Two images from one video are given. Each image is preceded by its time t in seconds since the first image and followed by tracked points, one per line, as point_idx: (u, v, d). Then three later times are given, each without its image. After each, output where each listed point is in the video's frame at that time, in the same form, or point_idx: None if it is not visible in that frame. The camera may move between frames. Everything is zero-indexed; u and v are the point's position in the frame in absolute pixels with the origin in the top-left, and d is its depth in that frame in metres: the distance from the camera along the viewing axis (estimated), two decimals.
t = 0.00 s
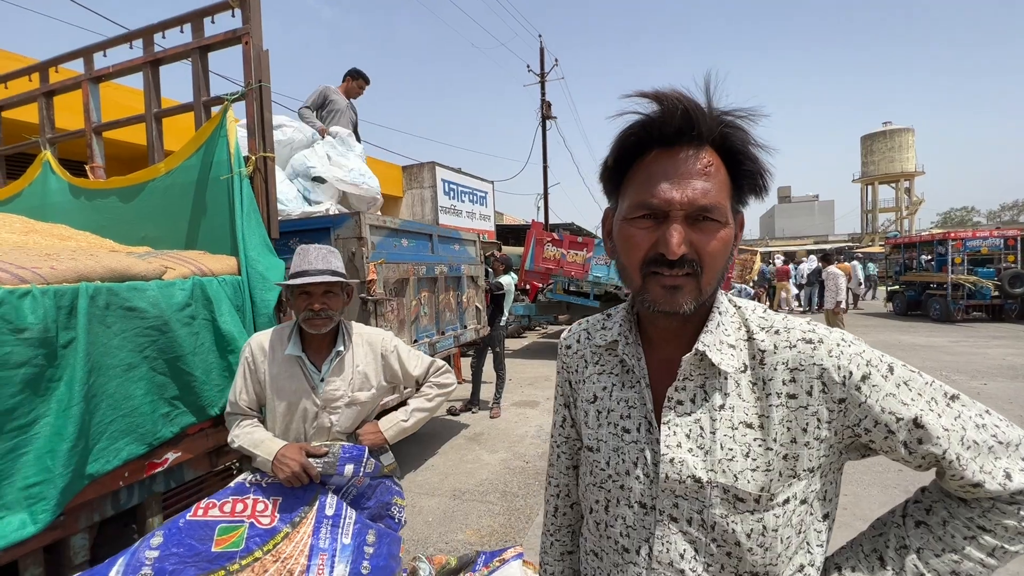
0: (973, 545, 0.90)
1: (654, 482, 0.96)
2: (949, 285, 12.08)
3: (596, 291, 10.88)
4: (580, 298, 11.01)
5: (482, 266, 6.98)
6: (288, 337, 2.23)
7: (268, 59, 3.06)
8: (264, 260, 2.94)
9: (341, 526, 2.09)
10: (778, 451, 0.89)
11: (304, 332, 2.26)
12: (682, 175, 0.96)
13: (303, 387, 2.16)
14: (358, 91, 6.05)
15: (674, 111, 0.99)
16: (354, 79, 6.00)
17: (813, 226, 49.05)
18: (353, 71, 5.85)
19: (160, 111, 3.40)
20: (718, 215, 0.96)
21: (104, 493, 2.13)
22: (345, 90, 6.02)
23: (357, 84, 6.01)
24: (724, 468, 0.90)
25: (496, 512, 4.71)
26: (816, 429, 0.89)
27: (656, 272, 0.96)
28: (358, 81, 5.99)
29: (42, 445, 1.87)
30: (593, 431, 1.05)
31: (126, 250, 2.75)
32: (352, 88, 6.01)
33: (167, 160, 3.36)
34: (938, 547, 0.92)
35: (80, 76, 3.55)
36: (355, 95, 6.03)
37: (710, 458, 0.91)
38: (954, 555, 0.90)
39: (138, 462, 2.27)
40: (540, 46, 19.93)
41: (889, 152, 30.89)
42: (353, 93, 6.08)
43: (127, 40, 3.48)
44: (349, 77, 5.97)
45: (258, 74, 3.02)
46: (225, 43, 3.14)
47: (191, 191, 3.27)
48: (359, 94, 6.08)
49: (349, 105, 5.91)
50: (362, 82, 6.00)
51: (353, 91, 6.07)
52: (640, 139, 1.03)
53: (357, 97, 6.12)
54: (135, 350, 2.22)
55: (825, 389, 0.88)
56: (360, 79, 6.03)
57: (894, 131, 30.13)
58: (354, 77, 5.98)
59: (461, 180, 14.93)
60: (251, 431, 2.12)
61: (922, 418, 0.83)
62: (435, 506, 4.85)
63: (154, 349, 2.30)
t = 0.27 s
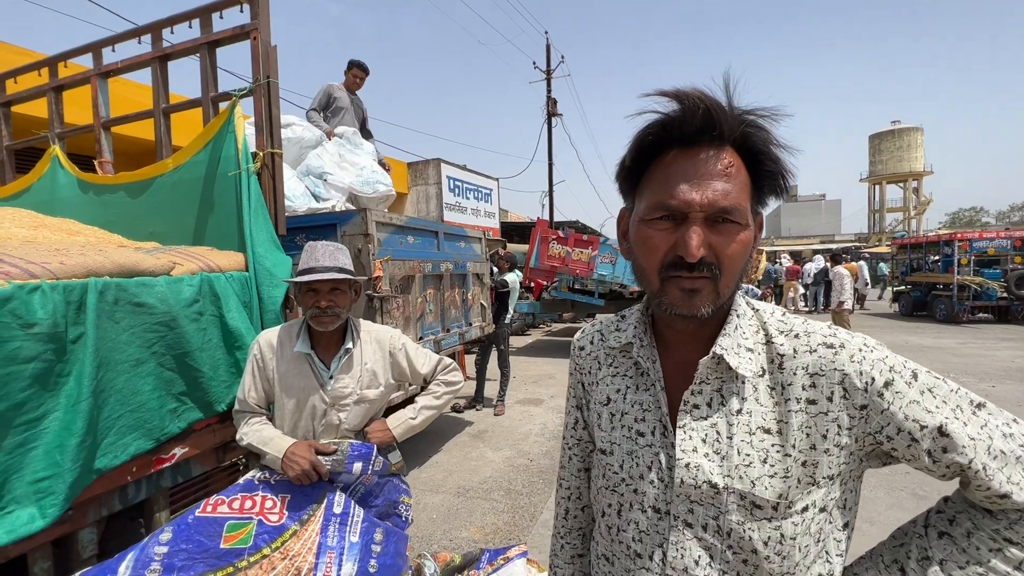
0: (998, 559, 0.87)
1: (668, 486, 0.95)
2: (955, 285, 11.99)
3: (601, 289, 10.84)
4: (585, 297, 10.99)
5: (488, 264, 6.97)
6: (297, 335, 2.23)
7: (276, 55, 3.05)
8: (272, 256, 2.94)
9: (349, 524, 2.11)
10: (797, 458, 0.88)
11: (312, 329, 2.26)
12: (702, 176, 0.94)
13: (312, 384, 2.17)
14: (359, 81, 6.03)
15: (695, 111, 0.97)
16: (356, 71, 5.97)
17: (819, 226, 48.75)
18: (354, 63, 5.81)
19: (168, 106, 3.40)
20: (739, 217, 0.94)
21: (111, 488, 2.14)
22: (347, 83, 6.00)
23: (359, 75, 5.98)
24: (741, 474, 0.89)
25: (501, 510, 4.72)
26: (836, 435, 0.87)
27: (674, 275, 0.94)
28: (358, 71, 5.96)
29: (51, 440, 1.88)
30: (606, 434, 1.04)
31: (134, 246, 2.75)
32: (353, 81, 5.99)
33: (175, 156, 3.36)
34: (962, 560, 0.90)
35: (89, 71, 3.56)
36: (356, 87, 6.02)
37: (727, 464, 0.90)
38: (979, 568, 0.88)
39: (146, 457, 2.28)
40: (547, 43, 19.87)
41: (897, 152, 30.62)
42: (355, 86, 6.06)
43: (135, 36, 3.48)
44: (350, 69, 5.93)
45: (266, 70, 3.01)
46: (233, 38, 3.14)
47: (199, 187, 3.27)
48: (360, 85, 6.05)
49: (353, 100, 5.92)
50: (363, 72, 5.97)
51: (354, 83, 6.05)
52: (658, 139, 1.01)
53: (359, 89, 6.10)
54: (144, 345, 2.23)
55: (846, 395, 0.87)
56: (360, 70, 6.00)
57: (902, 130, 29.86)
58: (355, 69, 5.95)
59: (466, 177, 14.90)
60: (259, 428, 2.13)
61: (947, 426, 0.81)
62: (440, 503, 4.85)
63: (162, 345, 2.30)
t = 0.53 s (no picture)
0: None
1: (697, 488, 0.94)
2: (970, 285, 11.79)
3: (611, 286, 10.79)
4: (595, 293, 10.95)
5: (498, 259, 6.95)
6: (313, 329, 2.23)
7: (292, 49, 3.05)
8: (287, 251, 2.94)
9: (363, 518, 2.12)
10: (832, 462, 0.86)
11: (327, 324, 2.26)
12: (738, 175, 0.92)
13: (327, 378, 2.16)
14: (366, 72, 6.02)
15: (732, 108, 0.95)
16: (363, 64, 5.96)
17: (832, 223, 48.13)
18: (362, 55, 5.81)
19: (185, 100, 3.41)
20: (776, 216, 0.92)
21: (130, 479, 2.16)
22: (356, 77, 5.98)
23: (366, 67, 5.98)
24: (774, 478, 0.87)
25: (510, 505, 4.73)
26: (873, 440, 0.85)
27: (706, 275, 0.93)
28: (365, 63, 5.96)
29: (72, 431, 1.89)
30: (632, 435, 1.03)
31: (152, 239, 2.77)
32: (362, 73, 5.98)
33: (192, 150, 3.38)
34: (1005, 571, 0.88)
35: (107, 65, 3.58)
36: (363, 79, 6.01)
37: (759, 467, 0.88)
38: None
39: (164, 449, 2.30)
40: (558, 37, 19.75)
41: (913, 148, 30.09)
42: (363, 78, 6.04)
43: (152, 29, 3.50)
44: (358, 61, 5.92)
45: (282, 64, 3.01)
46: (249, 32, 3.13)
47: (214, 181, 3.29)
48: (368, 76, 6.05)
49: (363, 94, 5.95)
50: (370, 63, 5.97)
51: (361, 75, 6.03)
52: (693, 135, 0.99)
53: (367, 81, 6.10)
54: (162, 338, 2.24)
55: (884, 399, 0.85)
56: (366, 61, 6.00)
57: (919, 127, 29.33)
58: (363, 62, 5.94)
59: (476, 172, 14.88)
60: (275, 423, 2.13)
61: (991, 433, 0.78)
62: (450, 498, 4.88)
63: (180, 338, 2.31)
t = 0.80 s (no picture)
0: None
1: (745, 481, 0.93)
2: (991, 282, 11.50)
3: (625, 279, 10.72)
4: (609, 286, 10.89)
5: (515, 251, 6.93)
6: (338, 318, 2.23)
7: (315, 38, 3.04)
8: (310, 240, 2.96)
9: (388, 506, 2.13)
10: (888, 456, 0.84)
11: (351, 312, 2.26)
12: (798, 160, 0.89)
13: (351, 367, 2.17)
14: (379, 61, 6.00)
15: (795, 90, 0.91)
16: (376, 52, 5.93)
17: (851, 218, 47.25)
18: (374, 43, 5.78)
19: (208, 90, 3.43)
20: (836, 203, 0.89)
21: (160, 463, 2.20)
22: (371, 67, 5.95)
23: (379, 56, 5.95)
24: (828, 471, 0.86)
25: (526, 497, 4.74)
26: (932, 434, 0.83)
27: (761, 262, 0.91)
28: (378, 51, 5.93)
29: (105, 415, 1.93)
30: (675, 426, 1.01)
31: (178, 228, 2.80)
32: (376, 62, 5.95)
33: (215, 140, 3.40)
34: None
35: (131, 55, 3.61)
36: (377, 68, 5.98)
37: (812, 460, 0.87)
38: None
39: (192, 434, 2.34)
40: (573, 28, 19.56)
41: (936, 141, 29.33)
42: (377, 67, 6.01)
43: (176, 19, 3.51)
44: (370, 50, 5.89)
45: (305, 53, 3.01)
46: (272, 21, 3.13)
47: (238, 170, 3.31)
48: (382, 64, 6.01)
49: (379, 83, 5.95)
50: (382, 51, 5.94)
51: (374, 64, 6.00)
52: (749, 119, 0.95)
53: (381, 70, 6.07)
54: (190, 326, 2.26)
55: (945, 391, 0.83)
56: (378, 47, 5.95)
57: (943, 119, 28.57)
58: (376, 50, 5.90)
59: (490, 164, 14.83)
60: (300, 411, 2.14)
61: None
62: (466, 488, 4.91)
63: (207, 326, 2.34)
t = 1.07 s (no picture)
0: None
1: (805, 469, 0.93)
2: (1017, 277, 11.19)
3: (641, 271, 10.63)
4: (625, 278, 10.81)
5: (532, 242, 6.90)
6: (366, 304, 2.23)
7: (341, 24, 3.03)
8: (336, 228, 2.96)
9: (416, 492, 2.13)
10: (961, 445, 0.84)
11: (378, 299, 2.25)
12: (878, 141, 0.87)
13: (379, 354, 2.16)
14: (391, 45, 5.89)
15: (877, 67, 0.88)
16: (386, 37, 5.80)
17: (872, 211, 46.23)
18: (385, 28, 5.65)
19: (233, 77, 3.45)
20: (915, 185, 0.87)
21: (193, 446, 2.24)
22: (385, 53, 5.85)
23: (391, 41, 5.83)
24: (897, 459, 0.86)
25: (545, 487, 4.75)
26: (1008, 423, 0.83)
27: (833, 246, 0.89)
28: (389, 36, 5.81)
29: (142, 398, 1.95)
30: (730, 413, 1.01)
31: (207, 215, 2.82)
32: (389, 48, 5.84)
33: (241, 127, 3.41)
34: None
35: (158, 42, 3.63)
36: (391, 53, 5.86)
37: (880, 448, 0.87)
38: None
39: (223, 419, 2.37)
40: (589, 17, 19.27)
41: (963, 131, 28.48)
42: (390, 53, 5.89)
43: (201, 7, 3.52)
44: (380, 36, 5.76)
45: (331, 39, 2.99)
46: (297, 7, 3.12)
47: (263, 158, 3.32)
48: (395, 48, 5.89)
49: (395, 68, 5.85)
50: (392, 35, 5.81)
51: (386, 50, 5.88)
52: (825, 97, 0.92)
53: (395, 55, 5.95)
54: (222, 312, 2.28)
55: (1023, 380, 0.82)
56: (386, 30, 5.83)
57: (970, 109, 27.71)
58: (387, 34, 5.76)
59: (505, 154, 14.75)
60: (329, 398, 2.13)
61: None
62: (484, 477, 4.94)
63: (239, 312, 2.35)
